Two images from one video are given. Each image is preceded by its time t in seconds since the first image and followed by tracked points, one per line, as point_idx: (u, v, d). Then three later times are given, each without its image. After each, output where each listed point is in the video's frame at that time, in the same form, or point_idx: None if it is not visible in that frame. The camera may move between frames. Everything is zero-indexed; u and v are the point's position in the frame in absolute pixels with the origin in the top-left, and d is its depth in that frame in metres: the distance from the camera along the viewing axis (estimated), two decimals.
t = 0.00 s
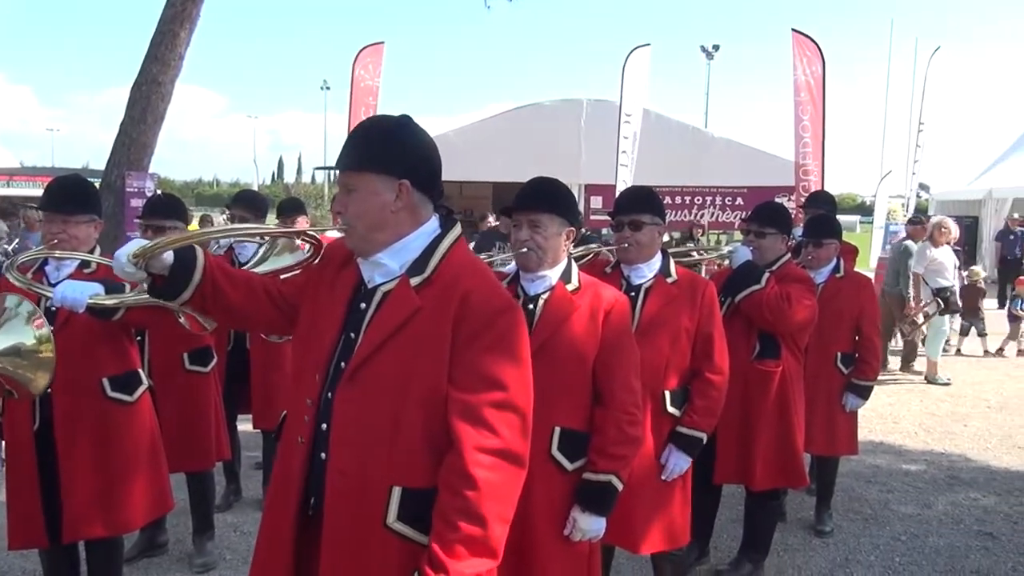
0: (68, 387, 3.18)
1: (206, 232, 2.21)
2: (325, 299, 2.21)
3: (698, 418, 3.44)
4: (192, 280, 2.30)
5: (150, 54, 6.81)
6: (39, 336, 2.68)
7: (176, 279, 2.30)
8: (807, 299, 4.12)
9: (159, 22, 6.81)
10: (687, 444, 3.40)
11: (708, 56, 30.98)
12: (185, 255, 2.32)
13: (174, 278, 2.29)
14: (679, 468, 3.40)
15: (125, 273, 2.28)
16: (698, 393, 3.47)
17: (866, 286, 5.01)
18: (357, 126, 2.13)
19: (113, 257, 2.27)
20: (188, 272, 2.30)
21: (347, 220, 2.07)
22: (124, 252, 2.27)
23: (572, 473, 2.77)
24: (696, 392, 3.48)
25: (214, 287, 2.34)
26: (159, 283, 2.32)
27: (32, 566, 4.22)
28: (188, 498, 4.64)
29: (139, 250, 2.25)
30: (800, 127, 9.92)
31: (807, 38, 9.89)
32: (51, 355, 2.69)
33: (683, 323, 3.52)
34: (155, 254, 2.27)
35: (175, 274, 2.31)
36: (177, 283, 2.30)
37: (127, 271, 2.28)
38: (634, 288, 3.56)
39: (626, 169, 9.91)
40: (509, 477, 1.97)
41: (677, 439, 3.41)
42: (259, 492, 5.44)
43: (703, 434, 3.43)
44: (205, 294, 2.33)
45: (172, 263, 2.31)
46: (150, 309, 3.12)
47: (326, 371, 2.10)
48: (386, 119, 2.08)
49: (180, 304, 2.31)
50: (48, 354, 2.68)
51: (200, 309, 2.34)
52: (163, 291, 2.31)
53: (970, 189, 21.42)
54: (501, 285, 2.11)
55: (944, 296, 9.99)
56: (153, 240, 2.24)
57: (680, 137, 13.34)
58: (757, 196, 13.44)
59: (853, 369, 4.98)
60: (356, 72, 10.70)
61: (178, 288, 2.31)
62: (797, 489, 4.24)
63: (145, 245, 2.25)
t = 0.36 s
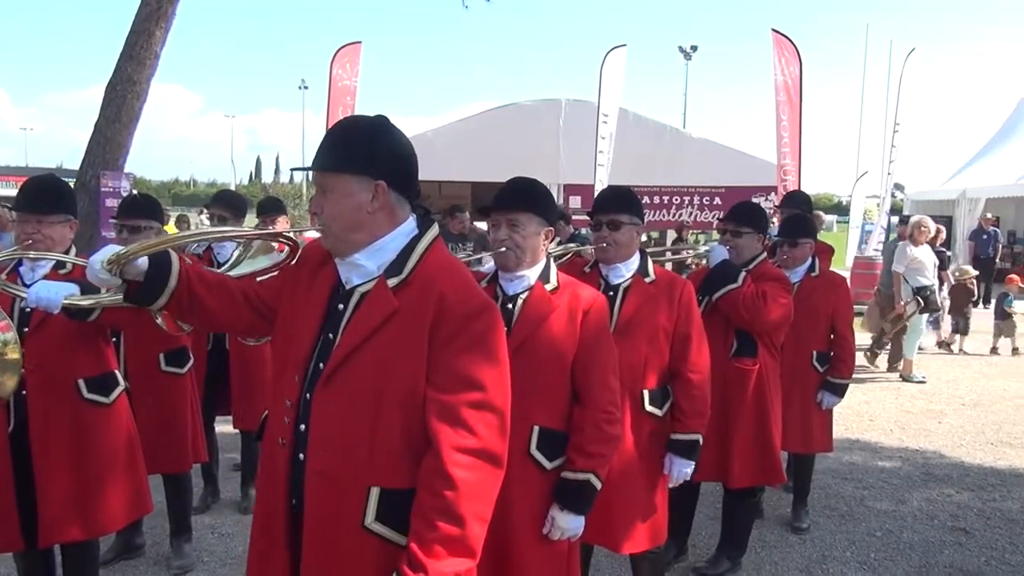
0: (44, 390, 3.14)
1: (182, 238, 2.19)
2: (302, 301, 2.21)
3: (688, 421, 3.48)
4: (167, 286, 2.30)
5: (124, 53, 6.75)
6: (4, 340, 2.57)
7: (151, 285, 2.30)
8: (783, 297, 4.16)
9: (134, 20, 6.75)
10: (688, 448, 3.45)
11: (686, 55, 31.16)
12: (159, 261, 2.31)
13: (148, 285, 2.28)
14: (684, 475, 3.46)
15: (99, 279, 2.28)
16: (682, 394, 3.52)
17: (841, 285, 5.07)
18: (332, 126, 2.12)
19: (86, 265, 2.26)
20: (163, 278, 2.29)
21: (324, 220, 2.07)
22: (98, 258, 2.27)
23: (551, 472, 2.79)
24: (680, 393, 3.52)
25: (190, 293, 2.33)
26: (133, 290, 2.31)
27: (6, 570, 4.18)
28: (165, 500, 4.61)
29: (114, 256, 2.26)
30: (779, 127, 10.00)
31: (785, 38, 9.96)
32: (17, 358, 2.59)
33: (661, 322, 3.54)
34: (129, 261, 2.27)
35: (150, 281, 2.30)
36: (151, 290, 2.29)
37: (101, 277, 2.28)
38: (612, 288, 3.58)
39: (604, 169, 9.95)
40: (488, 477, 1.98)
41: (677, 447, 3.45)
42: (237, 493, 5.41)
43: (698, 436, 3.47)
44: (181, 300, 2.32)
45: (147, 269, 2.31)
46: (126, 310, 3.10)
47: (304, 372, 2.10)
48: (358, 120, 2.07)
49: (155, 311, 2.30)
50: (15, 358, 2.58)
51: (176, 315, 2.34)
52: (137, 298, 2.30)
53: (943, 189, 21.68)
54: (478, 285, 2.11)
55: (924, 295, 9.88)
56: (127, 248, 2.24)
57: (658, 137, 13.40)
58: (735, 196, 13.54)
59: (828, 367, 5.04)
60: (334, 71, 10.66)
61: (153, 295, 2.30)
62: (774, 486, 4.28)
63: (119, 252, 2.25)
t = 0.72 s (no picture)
0: (27, 393, 3.12)
1: (166, 215, 2.16)
2: (287, 300, 2.20)
3: (666, 422, 3.49)
4: (147, 268, 2.26)
5: (107, 52, 6.70)
6: None
7: (131, 264, 2.25)
8: (766, 299, 4.18)
9: (117, 19, 6.71)
10: (658, 450, 3.44)
11: (670, 59, 31.32)
12: (141, 242, 2.27)
13: (127, 265, 2.23)
14: (651, 473, 3.45)
15: (79, 253, 2.24)
16: (663, 395, 3.52)
17: (823, 286, 5.11)
18: (329, 124, 2.12)
19: (68, 238, 2.24)
20: (144, 260, 2.26)
21: (318, 217, 2.06)
22: (79, 232, 2.22)
23: (538, 473, 2.79)
24: (661, 394, 3.52)
25: (169, 279, 2.30)
26: (111, 268, 2.26)
27: None
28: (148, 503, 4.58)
29: (94, 231, 2.20)
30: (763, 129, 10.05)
31: (772, 39, 10.03)
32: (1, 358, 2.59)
33: (647, 323, 3.56)
34: (111, 237, 2.22)
35: (129, 261, 2.25)
36: (130, 270, 2.25)
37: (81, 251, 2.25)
38: (598, 289, 3.59)
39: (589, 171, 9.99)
40: (479, 475, 1.99)
41: (648, 446, 3.44)
42: (221, 496, 5.38)
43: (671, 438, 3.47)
44: (161, 286, 2.29)
45: (127, 249, 2.26)
46: (109, 311, 3.08)
47: (293, 372, 2.09)
48: (359, 119, 2.08)
49: (131, 292, 2.25)
50: None
51: (153, 301, 2.29)
52: (114, 278, 2.25)
53: (925, 192, 21.88)
54: (469, 285, 2.12)
55: (909, 297, 10.05)
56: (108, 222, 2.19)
57: (643, 139, 13.44)
58: (719, 198, 13.60)
59: (811, 368, 5.07)
60: (318, 72, 10.63)
61: (131, 276, 2.25)
62: (759, 486, 4.30)
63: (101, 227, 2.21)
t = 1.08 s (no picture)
0: (35, 396, 3.13)
1: (176, 237, 2.21)
2: (296, 304, 2.21)
3: (675, 425, 3.49)
4: (161, 285, 2.30)
5: (117, 56, 6.74)
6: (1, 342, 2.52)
7: (144, 283, 2.30)
8: (775, 302, 4.18)
9: (126, 22, 6.74)
10: (671, 453, 3.44)
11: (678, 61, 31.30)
12: (154, 259, 2.32)
13: (141, 283, 2.29)
14: (666, 477, 3.45)
15: (92, 278, 2.30)
16: (672, 399, 3.51)
17: (830, 289, 5.09)
18: (324, 131, 2.13)
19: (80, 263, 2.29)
20: (156, 277, 2.30)
21: (315, 224, 2.07)
22: (92, 257, 2.29)
23: (544, 476, 2.79)
24: (669, 398, 3.52)
25: (184, 292, 2.33)
26: (128, 289, 2.33)
27: None
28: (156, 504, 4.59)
29: (106, 254, 2.28)
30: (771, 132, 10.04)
31: (782, 42, 10.03)
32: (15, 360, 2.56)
33: (654, 326, 3.55)
34: (123, 260, 2.30)
35: (143, 280, 2.31)
36: (144, 289, 2.30)
37: (94, 276, 2.30)
38: (605, 292, 3.59)
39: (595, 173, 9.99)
40: (480, 480, 1.99)
41: (661, 450, 3.45)
42: (229, 497, 5.39)
43: (683, 441, 3.47)
44: (175, 299, 2.32)
45: (139, 269, 2.33)
46: (118, 313, 3.09)
47: (297, 376, 2.10)
48: (353, 125, 2.08)
49: (148, 310, 2.30)
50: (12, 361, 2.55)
51: (169, 315, 2.34)
52: (132, 298, 2.32)
53: (933, 195, 21.81)
54: (471, 289, 2.12)
55: (919, 301, 9.95)
56: (120, 246, 2.27)
57: (650, 141, 13.43)
58: (726, 201, 13.60)
59: (818, 372, 5.06)
60: (326, 75, 10.65)
61: (146, 295, 2.31)
62: (767, 490, 4.29)
63: (113, 250, 2.28)
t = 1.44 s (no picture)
0: (57, 399, 3.16)
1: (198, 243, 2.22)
2: (315, 310, 2.22)
3: (695, 430, 3.47)
4: (184, 291, 2.31)
5: (137, 61, 6.80)
6: (27, 345, 2.56)
7: (167, 289, 2.31)
8: (794, 306, 4.15)
9: (146, 28, 6.80)
10: (691, 458, 3.43)
11: (694, 64, 31.23)
12: (176, 265, 2.33)
13: (163, 289, 2.29)
14: (686, 482, 3.44)
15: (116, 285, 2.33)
16: (690, 404, 3.50)
17: (849, 293, 5.05)
18: (341, 136, 2.13)
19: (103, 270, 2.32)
20: (179, 283, 2.31)
21: (332, 230, 2.08)
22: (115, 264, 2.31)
23: (562, 481, 2.78)
24: (688, 403, 3.50)
25: (206, 297, 2.35)
26: (151, 295, 2.34)
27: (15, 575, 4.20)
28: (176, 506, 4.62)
29: (128, 261, 2.29)
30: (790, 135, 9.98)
31: (803, 45, 9.98)
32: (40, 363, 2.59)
33: (672, 330, 3.54)
34: (144, 265, 2.30)
35: (165, 285, 2.32)
36: (167, 295, 2.31)
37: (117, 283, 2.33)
38: (623, 297, 3.58)
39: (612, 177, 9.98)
40: (496, 484, 1.98)
41: (681, 455, 3.43)
42: (248, 500, 5.42)
43: (703, 445, 3.45)
44: (197, 304, 2.34)
45: (162, 275, 2.33)
46: (138, 317, 3.12)
47: (315, 380, 2.11)
48: (368, 130, 2.09)
49: (170, 315, 2.31)
50: (39, 363, 2.58)
51: (192, 320, 2.35)
52: (155, 303, 2.33)
53: (954, 199, 21.61)
54: (486, 293, 2.12)
55: (943, 305, 9.77)
56: (142, 253, 2.28)
57: (668, 144, 13.39)
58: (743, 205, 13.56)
59: (838, 376, 5.03)
60: (343, 79, 10.70)
61: (169, 300, 2.32)
62: (786, 495, 4.25)
63: (135, 257, 2.29)
